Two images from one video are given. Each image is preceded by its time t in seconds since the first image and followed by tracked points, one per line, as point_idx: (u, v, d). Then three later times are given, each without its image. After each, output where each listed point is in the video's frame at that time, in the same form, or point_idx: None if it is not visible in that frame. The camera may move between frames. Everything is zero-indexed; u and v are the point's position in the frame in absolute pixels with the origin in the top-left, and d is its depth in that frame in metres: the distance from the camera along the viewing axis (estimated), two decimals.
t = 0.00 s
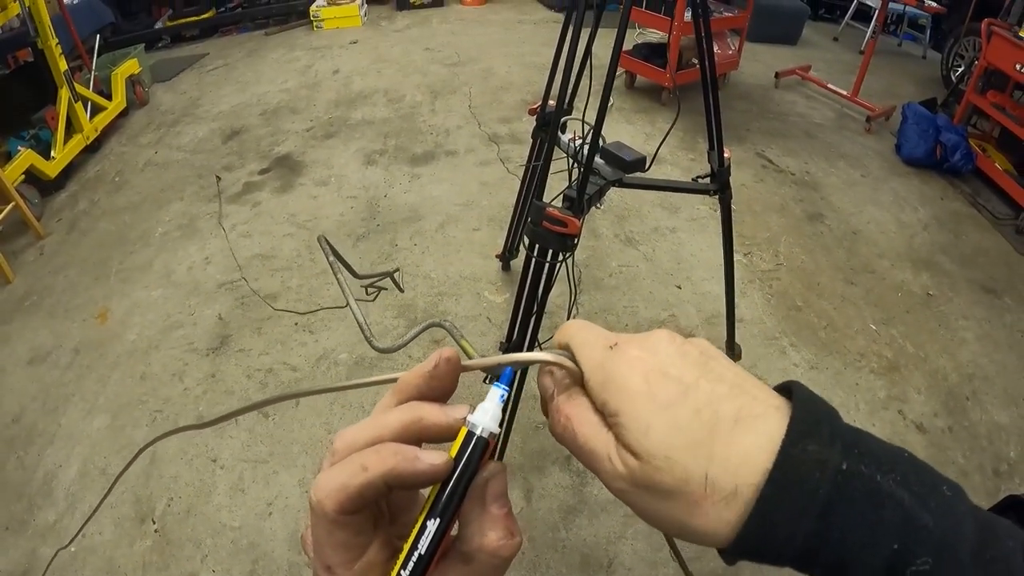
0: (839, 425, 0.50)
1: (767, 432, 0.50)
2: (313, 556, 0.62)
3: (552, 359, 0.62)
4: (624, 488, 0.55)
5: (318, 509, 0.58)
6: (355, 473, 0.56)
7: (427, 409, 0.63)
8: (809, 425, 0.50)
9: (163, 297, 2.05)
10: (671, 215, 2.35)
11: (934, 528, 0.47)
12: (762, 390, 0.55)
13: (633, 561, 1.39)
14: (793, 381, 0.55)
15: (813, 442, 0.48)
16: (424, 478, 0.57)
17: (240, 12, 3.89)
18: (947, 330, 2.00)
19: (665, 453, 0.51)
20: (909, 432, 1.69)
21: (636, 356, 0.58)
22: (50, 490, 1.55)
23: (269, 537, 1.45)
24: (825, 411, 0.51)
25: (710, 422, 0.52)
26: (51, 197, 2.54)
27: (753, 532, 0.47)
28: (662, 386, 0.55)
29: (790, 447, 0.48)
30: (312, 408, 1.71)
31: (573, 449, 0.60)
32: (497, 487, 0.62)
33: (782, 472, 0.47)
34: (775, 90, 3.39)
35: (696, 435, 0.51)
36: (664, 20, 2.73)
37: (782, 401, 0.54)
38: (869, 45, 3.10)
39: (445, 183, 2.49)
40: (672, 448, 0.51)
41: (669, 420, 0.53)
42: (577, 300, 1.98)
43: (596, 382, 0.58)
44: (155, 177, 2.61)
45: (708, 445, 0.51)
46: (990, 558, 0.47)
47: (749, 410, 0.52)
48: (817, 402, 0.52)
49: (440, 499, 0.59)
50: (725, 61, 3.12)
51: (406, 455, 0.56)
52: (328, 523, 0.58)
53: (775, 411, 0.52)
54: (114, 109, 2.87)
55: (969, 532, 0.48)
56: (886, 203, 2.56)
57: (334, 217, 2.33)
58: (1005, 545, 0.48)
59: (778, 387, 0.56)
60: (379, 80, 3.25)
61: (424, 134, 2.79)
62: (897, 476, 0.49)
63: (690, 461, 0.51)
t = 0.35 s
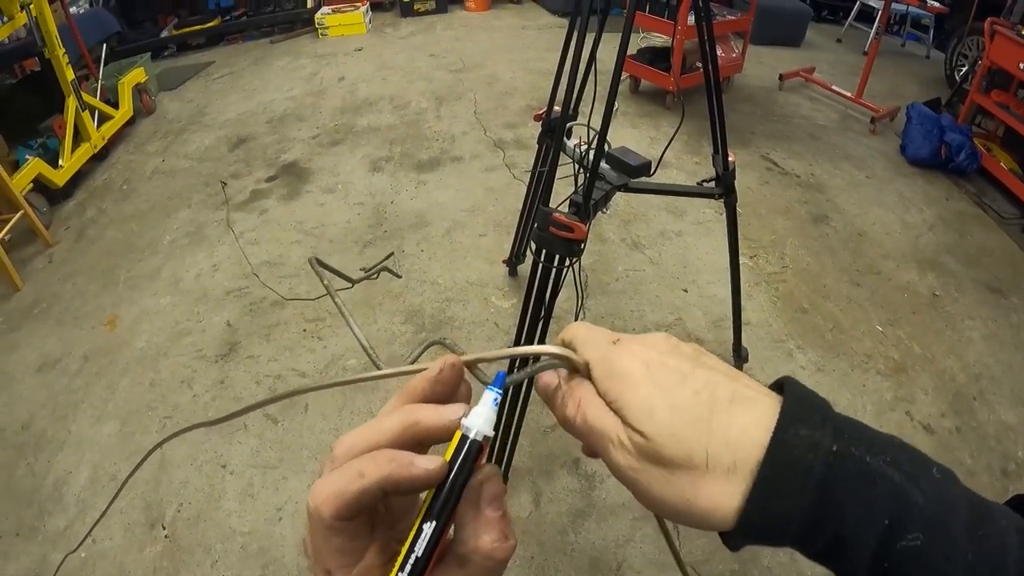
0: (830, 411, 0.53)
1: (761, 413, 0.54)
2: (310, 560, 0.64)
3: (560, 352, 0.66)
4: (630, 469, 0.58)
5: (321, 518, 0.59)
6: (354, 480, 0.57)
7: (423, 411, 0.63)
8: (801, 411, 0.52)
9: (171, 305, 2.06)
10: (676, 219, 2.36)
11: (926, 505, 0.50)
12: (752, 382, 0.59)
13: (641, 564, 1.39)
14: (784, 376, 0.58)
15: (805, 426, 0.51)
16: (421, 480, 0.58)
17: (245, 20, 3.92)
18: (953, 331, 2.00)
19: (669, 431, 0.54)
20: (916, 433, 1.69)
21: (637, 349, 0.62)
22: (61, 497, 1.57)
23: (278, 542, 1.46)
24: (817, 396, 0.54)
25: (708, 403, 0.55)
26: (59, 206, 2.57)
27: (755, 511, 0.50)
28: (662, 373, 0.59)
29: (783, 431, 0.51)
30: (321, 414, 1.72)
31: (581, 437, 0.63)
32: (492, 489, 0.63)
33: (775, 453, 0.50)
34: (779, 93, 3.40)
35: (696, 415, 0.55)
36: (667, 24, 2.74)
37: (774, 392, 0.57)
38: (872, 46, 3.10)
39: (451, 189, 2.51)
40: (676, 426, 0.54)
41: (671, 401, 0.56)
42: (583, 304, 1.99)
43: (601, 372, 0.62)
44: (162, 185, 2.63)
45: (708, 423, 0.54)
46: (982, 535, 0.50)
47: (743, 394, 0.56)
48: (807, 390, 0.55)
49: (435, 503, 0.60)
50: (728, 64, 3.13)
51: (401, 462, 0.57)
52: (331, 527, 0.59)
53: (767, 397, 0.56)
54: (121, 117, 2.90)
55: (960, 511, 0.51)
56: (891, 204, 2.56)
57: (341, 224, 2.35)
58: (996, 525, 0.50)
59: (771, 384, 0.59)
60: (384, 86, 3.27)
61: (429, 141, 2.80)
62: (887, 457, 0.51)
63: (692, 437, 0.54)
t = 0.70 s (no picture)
0: (804, 427, 0.52)
1: (737, 428, 0.53)
2: None
3: (549, 365, 0.66)
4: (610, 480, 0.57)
5: (389, 479, 0.53)
6: (435, 416, 0.53)
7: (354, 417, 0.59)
8: (775, 427, 0.51)
9: (175, 313, 2.08)
10: (677, 222, 2.37)
11: (899, 520, 0.48)
12: (733, 395, 0.58)
13: (645, 567, 1.40)
14: (764, 392, 0.56)
15: (778, 445, 0.50)
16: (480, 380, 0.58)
17: (245, 29, 3.95)
18: (955, 330, 2.00)
19: (647, 444, 0.54)
20: (919, 434, 1.70)
21: (620, 362, 0.61)
22: (66, 505, 1.58)
23: (284, 549, 1.47)
24: (792, 412, 0.53)
25: (685, 417, 0.54)
26: (62, 216, 2.58)
27: (726, 529, 0.50)
28: (643, 385, 0.58)
29: (756, 449, 0.50)
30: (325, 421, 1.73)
31: (565, 446, 0.63)
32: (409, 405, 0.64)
33: (748, 474, 0.49)
34: (778, 95, 3.41)
35: (674, 428, 0.54)
36: (664, 28, 2.75)
37: (753, 406, 0.56)
38: (870, 47, 3.11)
39: (452, 196, 2.52)
40: (653, 440, 0.54)
41: (650, 415, 0.55)
42: (585, 309, 2.00)
43: (585, 384, 0.62)
44: (165, 195, 2.65)
45: (685, 437, 0.53)
46: (959, 546, 0.48)
47: (721, 407, 0.55)
48: (783, 404, 0.54)
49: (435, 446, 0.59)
50: (727, 67, 3.14)
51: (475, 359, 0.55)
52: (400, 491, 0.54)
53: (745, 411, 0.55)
54: (123, 127, 2.92)
55: (935, 523, 0.49)
56: (891, 205, 2.57)
57: (343, 232, 2.36)
58: (972, 535, 0.49)
59: (753, 398, 0.57)
60: (384, 94, 3.29)
61: (430, 147, 2.82)
62: (859, 473, 0.50)
63: (670, 450, 0.53)
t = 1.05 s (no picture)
0: (793, 446, 0.49)
1: (721, 448, 0.50)
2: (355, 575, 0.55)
3: (539, 380, 0.65)
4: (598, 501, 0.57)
5: (380, 445, 0.52)
6: (436, 392, 0.55)
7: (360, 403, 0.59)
8: (762, 447, 0.49)
9: (176, 312, 2.07)
10: (678, 216, 2.35)
11: (891, 540, 0.46)
12: (722, 410, 0.55)
13: (649, 562, 1.39)
14: (755, 406, 0.54)
15: (764, 466, 0.47)
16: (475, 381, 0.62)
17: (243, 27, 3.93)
18: (958, 322, 1.99)
19: (630, 468, 0.53)
20: (923, 426, 1.69)
21: (607, 381, 0.60)
22: (69, 506, 1.57)
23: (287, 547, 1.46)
24: (781, 429, 0.50)
25: (670, 438, 0.53)
26: (62, 216, 2.58)
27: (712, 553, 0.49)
28: (628, 406, 0.57)
29: (742, 472, 0.47)
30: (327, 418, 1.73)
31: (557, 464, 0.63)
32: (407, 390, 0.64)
33: (735, 502, 0.47)
34: (778, 87, 3.39)
35: (657, 451, 0.53)
36: (663, 20, 2.74)
37: (743, 422, 0.53)
38: (871, 38, 3.09)
39: (452, 191, 2.51)
40: (635, 464, 0.53)
41: (632, 438, 0.54)
42: (586, 304, 1.99)
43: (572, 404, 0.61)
44: (165, 194, 2.64)
45: (666, 460, 0.52)
46: (955, 561, 0.46)
47: (707, 427, 0.53)
48: (772, 419, 0.51)
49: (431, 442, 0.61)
50: (727, 60, 3.12)
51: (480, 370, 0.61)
52: (388, 463, 0.53)
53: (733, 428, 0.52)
54: (122, 127, 2.91)
55: (930, 539, 0.46)
56: (893, 196, 2.55)
57: (344, 228, 2.36)
58: (969, 546, 0.46)
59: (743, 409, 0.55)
60: (383, 90, 3.27)
61: (430, 143, 2.81)
62: (850, 493, 0.47)
63: (652, 473, 0.52)
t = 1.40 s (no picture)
0: (798, 475, 0.46)
1: (718, 481, 0.47)
2: None
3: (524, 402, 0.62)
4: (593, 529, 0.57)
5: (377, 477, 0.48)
6: (431, 417, 0.52)
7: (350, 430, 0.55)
8: (763, 480, 0.46)
9: (181, 310, 2.08)
10: (682, 213, 2.35)
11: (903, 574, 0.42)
12: (724, 434, 0.52)
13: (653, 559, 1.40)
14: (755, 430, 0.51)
15: (768, 501, 0.45)
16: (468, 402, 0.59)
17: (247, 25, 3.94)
18: (963, 319, 1.99)
19: (623, 503, 0.52)
20: (927, 423, 1.69)
21: (599, 408, 0.57)
22: (76, 502, 1.59)
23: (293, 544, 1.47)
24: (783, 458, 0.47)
25: (665, 471, 0.50)
26: (68, 215, 2.59)
27: None
28: (621, 436, 0.54)
29: (744, 509, 0.45)
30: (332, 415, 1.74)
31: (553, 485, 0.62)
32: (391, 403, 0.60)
33: (737, 539, 0.44)
34: (783, 84, 3.38)
35: (652, 486, 0.51)
36: (666, 17, 2.74)
37: (741, 447, 0.50)
38: (875, 34, 3.08)
39: (457, 189, 2.51)
40: (629, 500, 0.51)
41: (625, 474, 0.52)
42: (590, 301, 1.99)
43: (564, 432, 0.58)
44: (170, 193, 2.65)
45: (662, 497, 0.50)
46: None
47: (705, 456, 0.50)
48: (773, 446, 0.49)
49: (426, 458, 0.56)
50: (731, 57, 3.12)
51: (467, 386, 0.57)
52: (389, 499, 0.49)
53: (733, 455, 0.49)
54: (127, 126, 2.92)
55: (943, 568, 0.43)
56: (898, 193, 2.55)
57: (349, 226, 2.36)
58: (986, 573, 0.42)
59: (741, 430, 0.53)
60: (388, 88, 3.28)
61: (434, 141, 2.81)
62: (858, 525, 0.44)
63: (645, 510, 0.51)
